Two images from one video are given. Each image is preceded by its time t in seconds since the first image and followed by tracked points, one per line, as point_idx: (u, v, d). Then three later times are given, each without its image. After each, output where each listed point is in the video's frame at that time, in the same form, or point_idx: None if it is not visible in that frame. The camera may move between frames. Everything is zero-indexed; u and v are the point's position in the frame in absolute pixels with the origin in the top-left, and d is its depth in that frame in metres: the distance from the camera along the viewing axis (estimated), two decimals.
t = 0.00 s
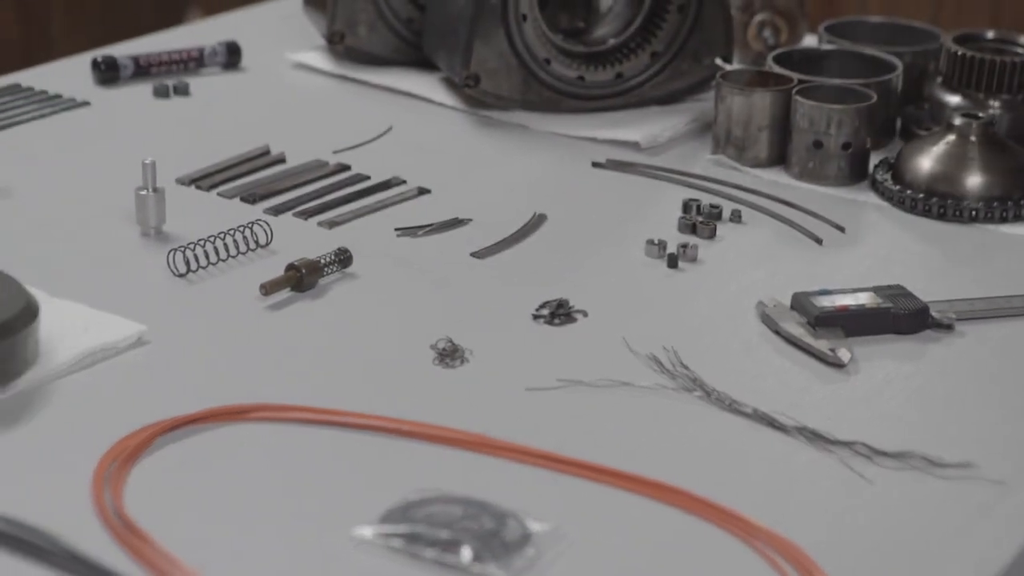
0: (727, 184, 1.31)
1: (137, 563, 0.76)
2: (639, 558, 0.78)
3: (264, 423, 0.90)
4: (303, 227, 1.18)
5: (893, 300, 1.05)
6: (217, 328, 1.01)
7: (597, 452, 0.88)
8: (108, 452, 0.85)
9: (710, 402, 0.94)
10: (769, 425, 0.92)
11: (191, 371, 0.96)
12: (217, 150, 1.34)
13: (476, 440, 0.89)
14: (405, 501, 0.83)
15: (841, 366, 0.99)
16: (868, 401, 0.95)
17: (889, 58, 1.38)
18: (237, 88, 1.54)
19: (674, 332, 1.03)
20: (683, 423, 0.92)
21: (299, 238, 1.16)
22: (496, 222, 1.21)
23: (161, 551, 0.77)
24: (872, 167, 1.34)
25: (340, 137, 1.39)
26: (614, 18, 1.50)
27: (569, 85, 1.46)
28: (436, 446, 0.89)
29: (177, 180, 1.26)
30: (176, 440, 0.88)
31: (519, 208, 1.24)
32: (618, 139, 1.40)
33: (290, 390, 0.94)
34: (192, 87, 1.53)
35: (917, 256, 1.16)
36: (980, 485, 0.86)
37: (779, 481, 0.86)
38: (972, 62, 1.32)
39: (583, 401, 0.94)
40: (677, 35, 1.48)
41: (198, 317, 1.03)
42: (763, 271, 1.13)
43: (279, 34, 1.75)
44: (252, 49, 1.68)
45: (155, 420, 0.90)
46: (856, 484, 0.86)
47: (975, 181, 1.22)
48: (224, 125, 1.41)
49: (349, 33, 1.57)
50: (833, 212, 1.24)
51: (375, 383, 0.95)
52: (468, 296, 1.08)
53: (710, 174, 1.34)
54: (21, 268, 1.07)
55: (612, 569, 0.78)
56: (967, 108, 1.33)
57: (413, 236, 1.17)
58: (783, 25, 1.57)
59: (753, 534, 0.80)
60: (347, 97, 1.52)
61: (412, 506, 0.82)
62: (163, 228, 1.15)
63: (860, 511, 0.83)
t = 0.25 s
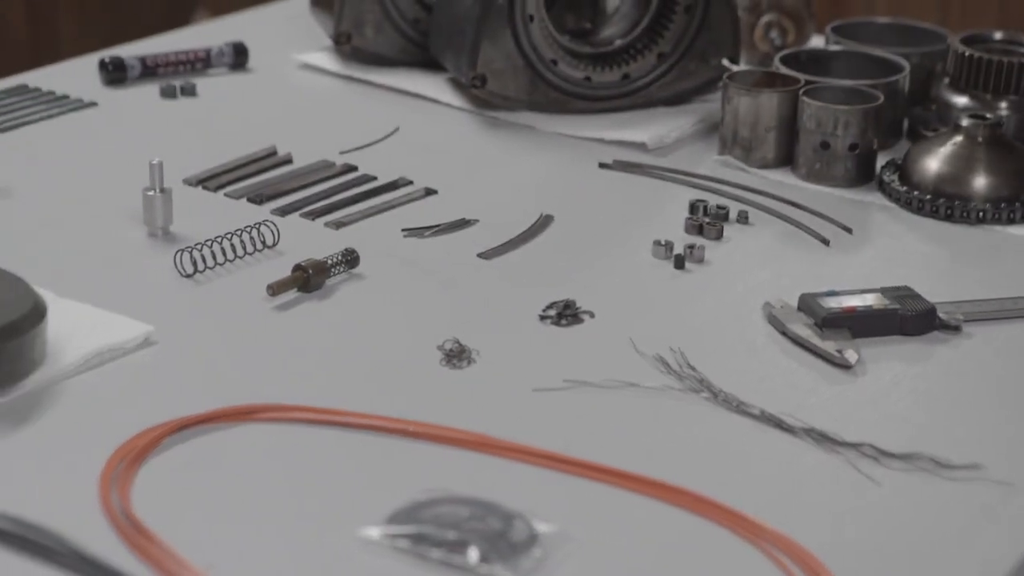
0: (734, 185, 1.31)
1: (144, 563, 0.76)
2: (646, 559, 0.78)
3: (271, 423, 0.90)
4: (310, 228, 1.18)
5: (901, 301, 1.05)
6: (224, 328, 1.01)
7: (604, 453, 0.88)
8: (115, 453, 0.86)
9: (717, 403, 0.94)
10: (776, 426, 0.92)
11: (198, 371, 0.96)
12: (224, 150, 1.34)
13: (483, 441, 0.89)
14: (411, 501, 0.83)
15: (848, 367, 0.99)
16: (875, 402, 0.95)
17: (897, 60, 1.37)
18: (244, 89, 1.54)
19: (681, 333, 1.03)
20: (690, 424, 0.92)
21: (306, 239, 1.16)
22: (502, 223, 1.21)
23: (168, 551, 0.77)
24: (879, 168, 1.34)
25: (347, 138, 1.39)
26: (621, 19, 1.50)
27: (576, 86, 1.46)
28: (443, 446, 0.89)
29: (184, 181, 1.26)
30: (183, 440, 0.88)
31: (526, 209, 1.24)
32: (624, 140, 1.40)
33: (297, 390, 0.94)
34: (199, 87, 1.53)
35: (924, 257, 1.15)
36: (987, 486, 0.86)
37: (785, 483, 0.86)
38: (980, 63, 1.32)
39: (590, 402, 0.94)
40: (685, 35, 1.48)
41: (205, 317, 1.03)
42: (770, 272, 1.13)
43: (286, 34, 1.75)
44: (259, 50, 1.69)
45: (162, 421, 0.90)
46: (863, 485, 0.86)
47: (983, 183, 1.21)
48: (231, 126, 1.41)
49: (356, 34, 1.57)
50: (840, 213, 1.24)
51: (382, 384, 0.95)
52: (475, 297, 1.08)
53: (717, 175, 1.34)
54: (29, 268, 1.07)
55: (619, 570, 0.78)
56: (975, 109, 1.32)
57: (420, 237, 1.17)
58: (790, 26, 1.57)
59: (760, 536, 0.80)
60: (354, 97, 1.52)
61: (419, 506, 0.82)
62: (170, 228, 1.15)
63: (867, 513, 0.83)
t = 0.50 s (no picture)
0: (741, 186, 1.31)
1: (152, 563, 0.76)
2: (653, 561, 0.78)
3: (278, 424, 0.90)
4: (317, 228, 1.18)
5: (908, 302, 1.05)
6: (231, 328, 1.02)
7: (611, 454, 0.88)
8: (123, 452, 0.86)
9: (724, 404, 0.94)
10: (784, 427, 0.92)
11: (206, 371, 0.96)
12: (231, 151, 1.34)
13: (491, 441, 0.89)
14: (419, 502, 0.83)
15: (855, 368, 0.99)
16: (882, 403, 0.95)
17: (904, 61, 1.37)
18: (251, 89, 1.54)
19: (688, 334, 1.03)
20: (697, 425, 0.92)
21: (313, 239, 1.16)
22: (509, 223, 1.21)
23: (176, 552, 0.77)
24: (886, 169, 1.34)
25: (353, 138, 1.39)
26: (627, 19, 1.50)
27: (583, 86, 1.46)
28: (451, 447, 0.89)
29: (191, 181, 1.26)
30: (190, 440, 0.88)
31: (533, 210, 1.24)
32: (631, 140, 1.40)
33: (304, 390, 0.94)
34: (206, 88, 1.53)
35: (931, 258, 1.15)
36: (995, 488, 0.86)
37: (793, 484, 0.86)
38: (987, 64, 1.31)
39: (597, 403, 0.94)
40: (691, 36, 1.48)
41: (212, 317, 1.03)
42: (777, 273, 1.13)
43: (293, 34, 1.75)
44: (266, 50, 1.69)
45: (170, 421, 0.90)
46: (871, 487, 0.86)
47: (989, 184, 1.21)
48: (238, 126, 1.41)
49: (362, 34, 1.57)
50: (847, 214, 1.24)
51: (389, 384, 0.95)
52: (482, 297, 1.08)
53: (724, 176, 1.34)
54: (37, 268, 1.07)
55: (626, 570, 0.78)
56: (982, 110, 1.32)
57: (427, 237, 1.17)
58: (798, 27, 1.57)
59: (767, 537, 0.80)
60: (360, 98, 1.52)
61: (427, 507, 0.82)
62: (177, 229, 1.15)
63: (874, 514, 0.83)
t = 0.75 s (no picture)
0: (751, 186, 1.31)
1: (163, 563, 0.76)
2: (663, 562, 0.78)
3: (288, 424, 0.91)
4: (328, 228, 1.18)
5: (919, 303, 1.04)
6: (242, 328, 1.02)
7: (621, 454, 0.88)
8: (134, 452, 0.86)
9: (735, 404, 0.94)
10: (794, 428, 0.92)
11: (216, 371, 0.96)
12: (242, 151, 1.34)
13: (501, 441, 0.89)
14: (429, 501, 0.83)
15: (866, 369, 0.99)
16: (892, 404, 0.95)
17: (914, 61, 1.37)
18: (261, 89, 1.54)
19: (699, 334, 1.03)
20: (708, 426, 0.92)
21: (323, 239, 1.16)
22: (519, 224, 1.21)
23: (187, 552, 0.77)
24: (897, 169, 1.34)
25: (363, 139, 1.39)
26: (638, 21, 1.50)
27: (593, 87, 1.46)
28: (461, 447, 0.89)
29: (201, 181, 1.26)
30: (201, 440, 0.88)
31: (542, 210, 1.24)
32: (641, 141, 1.40)
33: (315, 390, 0.94)
34: (216, 88, 1.53)
35: (942, 259, 1.15)
36: (1006, 489, 0.85)
37: (804, 485, 0.86)
38: (998, 65, 1.31)
39: (607, 403, 0.94)
40: (702, 36, 1.48)
41: (222, 317, 1.03)
42: (787, 274, 1.13)
43: (303, 35, 1.76)
44: (276, 50, 1.69)
45: (180, 421, 0.90)
46: (881, 488, 0.86)
47: (1001, 185, 1.21)
48: (248, 126, 1.41)
49: (373, 34, 1.57)
50: (857, 215, 1.24)
51: (399, 385, 0.96)
52: (493, 298, 1.08)
53: (734, 176, 1.33)
54: (48, 268, 1.07)
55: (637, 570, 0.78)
56: (993, 111, 1.32)
57: (437, 237, 1.17)
58: (809, 27, 1.57)
59: (778, 539, 0.80)
60: (370, 98, 1.53)
61: (437, 507, 0.82)
62: (188, 229, 1.15)
63: (885, 516, 0.83)
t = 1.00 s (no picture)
0: (760, 187, 1.30)
1: (174, 563, 0.76)
2: (673, 563, 0.78)
3: (298, 424, 0.91)
4: (338, 229, 1.18)
5: (929, 304, 1.04)
6: (252, 328, 1.02)
7: (631, 455, 0.88)
8: (144, 452, 0.86)
9: (745, 405, 0.94)
10: (804, 429, 0.92)
11: (226, 371, 0.96)
12: (252, 151, 1.34)
13: (511, 442, 0.89)
14: (439, 501, 0.83)
15: (877, 370, 0.99)
16: (903, 405, 0.95)
17: (925, 62, 1.37)
18: (271, 89, 1.54)
19: (709, 335, 1.03)
20: (718, 427, 0.92)
21: (334, 240, 1.16)
22: (529, 224, 1.21)
23: (197, 552, 0.77)
24: (908, 170, 1.33)
25: (372, 139, 1.39)
26: (648, 22, 1.50)
27: (603, 87, 1.46)
28: (471, 447, 0.89)
29: (211, 181, 1.26)
30: (211, 440, 0.88)
31: (552, 210, 1.24)
32: (650, 141, 1.40)
33: (325, 391, 0.94)
34: (227, 88, 1.53)
35: (952, 260, 1.15)
36: (1017, 491, 0.85)
37: (813, 485, 0.86)
38: (1009, 66, 1.31)
39: (617, 404, 0.94)
40: (712, 37, 1.48)
41: (232, 318, 1.03)
42: (797, 274, 1.13)
43: (313, 35, 1.76)
44: (286, 50, 1.69)
45: (190, 421, 0.90)
46: (891, 489, 0.85)
47: (1011, 186, 1.21)
48: (258, 126, 1.41)
49: (383, 35, 1.57)
50: (867, 216, 1.24)
51: (409, 385, 0.96)
52: (503, 298, 1.08)
53: (743, 177, 1.33)
54: (59, 268, 1.07)
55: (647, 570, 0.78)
56: (1003, 111, 1.32)
57: (446, 238, 1.17)
58: (819, 28, 1.57)
59: (788, 540, 0.80)
60: (379, 98, 1.53)
61: (446, 507, 0.82)
62: (198, 229, 1.16)
63: (895, 517, 0.83)
